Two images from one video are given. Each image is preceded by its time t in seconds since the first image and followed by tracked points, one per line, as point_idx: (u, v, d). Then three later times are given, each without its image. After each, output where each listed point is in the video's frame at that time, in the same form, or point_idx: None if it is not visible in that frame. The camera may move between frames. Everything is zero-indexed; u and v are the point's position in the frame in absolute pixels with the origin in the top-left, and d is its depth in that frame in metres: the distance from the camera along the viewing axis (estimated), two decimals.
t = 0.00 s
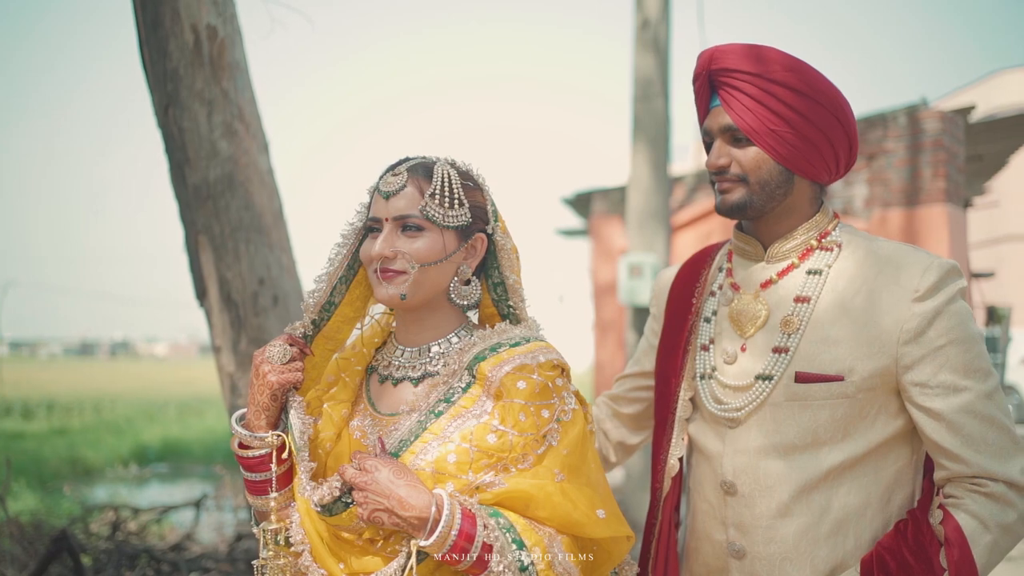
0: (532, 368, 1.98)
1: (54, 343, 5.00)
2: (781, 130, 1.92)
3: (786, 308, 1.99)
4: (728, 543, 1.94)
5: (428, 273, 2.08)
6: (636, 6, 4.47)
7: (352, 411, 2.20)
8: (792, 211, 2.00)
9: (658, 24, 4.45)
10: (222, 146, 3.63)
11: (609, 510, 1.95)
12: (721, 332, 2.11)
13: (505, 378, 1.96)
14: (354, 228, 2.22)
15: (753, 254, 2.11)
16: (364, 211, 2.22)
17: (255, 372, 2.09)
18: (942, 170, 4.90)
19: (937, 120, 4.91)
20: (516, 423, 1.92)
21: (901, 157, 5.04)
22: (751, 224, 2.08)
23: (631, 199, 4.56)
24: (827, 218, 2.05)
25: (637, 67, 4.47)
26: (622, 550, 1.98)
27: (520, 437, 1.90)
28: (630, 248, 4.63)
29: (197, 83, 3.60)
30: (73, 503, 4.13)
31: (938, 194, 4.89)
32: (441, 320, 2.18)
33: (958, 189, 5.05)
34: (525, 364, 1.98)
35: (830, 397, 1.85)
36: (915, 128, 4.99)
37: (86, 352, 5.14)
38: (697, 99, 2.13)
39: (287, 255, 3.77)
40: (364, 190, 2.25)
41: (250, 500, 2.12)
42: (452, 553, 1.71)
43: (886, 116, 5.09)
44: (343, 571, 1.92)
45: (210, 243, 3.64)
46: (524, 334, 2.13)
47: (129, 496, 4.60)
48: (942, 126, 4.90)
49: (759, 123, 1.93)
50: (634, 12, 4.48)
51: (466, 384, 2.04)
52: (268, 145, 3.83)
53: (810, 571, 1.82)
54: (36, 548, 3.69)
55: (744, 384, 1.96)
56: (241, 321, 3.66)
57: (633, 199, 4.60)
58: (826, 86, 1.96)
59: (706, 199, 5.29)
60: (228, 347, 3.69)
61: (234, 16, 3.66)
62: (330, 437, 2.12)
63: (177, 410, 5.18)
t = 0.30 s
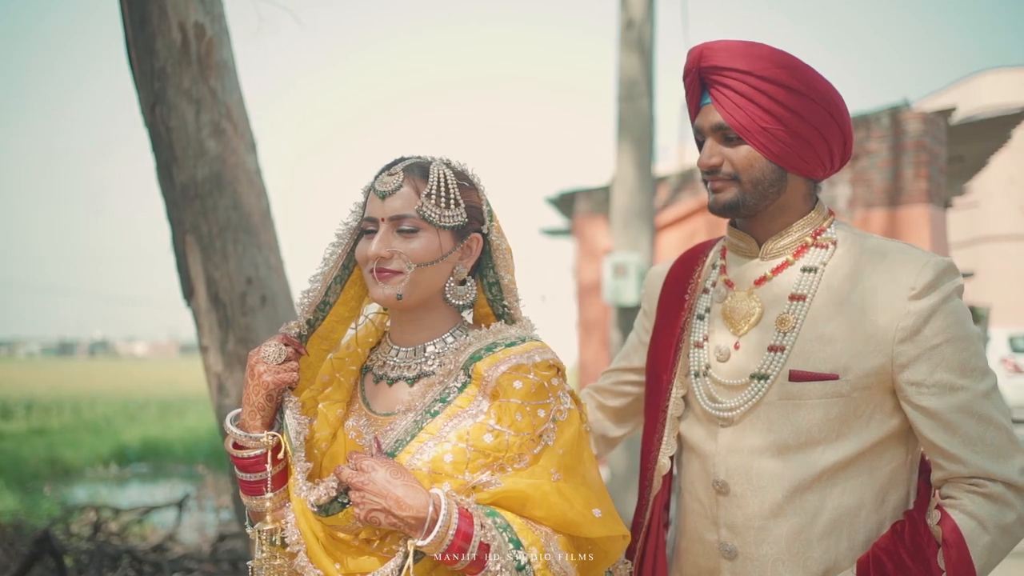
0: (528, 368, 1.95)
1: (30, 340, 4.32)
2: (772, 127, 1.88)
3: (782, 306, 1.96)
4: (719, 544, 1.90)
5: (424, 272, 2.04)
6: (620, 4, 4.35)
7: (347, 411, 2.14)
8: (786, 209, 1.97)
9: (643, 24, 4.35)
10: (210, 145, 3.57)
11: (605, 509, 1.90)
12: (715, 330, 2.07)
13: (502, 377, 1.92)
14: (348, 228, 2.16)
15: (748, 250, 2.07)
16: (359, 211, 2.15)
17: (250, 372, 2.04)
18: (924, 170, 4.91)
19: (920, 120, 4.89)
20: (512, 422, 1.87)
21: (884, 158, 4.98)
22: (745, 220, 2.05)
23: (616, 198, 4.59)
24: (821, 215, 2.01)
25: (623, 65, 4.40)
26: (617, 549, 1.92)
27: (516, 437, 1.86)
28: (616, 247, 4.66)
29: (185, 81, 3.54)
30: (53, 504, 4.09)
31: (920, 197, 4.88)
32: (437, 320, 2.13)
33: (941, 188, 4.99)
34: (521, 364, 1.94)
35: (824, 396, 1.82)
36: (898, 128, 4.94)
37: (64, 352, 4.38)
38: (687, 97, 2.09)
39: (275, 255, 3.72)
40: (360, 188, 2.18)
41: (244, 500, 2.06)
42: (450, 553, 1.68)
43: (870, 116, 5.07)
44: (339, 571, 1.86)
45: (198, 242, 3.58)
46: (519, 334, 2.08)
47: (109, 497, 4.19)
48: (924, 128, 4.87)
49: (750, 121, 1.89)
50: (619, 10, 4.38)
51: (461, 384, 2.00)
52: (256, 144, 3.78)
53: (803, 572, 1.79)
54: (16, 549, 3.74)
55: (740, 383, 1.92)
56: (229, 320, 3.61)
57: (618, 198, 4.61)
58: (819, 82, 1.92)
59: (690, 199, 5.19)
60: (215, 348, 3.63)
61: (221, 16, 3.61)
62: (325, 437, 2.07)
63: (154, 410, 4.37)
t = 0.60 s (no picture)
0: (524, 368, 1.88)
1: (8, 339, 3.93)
2: (765, 126, 1.82)
3: (778, 305, 1.90)
4: (713, 546, 1.84)
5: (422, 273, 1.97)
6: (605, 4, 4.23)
7: (342, 411, 2.05)
8: (783, 206, 1.91)
9: (628, 25, 4.22)
10: (197, 143, 3.51)
11: (602, 508, 1.84)
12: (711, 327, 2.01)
13: (499, 377, 1.85)
14: (343, 227, 2.06)
15: (744, 249, 2.01)
16: (354, 210, 2.05)
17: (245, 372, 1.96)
18: (906, 171, 4.35)
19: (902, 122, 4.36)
20: (510, 422, 1.81)
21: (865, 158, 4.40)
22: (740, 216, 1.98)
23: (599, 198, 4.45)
24: (819, 212, 1.95)
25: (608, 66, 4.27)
26: (613, 550, 1.87)
27: (513, 436, 1.79)
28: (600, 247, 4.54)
29: (172, 78, 3.48)
30: (33, 505, 3.83)
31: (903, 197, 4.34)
32: (432, 320, 2.04)
33: (921, 190, 4.47)
34: (517, 363, 1.88)
35: (820, 396, 1.76)
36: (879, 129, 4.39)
37: (43, 351, 3.96)
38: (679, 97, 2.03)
39: (263, 254, 3.65)
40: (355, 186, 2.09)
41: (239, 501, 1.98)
42: (448, 554, 1.62)
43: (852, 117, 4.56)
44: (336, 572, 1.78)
45: (185, 241, 3.51)
46: (516, 334, 2.01)
47: (89, 497, 3.86)
48: (907, 128, 4.35)
49: (742, 120, 1.83)
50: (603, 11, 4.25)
51: (458, 383, 1.92)
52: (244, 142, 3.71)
53: None
54: None
55: (738, 383, 1.86)
56: (216, 319, 3.54)
57: (602, 198, 4.49)
58: (811, 78, 1.85)
59: (676, 198, 4.66)
60: (202, 348, 3.56)
61: (209, 13, 3.55)
62: (321, 437, 1.97)
63: (134, 410, 3.95)
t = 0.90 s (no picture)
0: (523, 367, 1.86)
1: None
2: (758, 123, 1.81)
3: (777, 306, 1.88)
4: (708, 547, 1.83)
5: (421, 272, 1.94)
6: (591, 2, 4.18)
7: (340, 411, 2.00)
8: (780, 204, 1.90)
9: (614, 23, 4.21)
10: (185, 142, 3.47)
11: (601, 506, 1.83)
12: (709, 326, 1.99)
13: (498, 376, 1.83)
14: (340, 226, 2.04)
15: (740, 246, 1.99)
16: (352, 209, 2.03)
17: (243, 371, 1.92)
18: (889, 172, 4.33)
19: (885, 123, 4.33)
20: (509, 421, 1.79)
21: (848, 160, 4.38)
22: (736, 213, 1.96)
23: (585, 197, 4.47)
24: (816, 212, 1.94)
25: (593, 64, 4.23)
26: (612, 549, 1.86)
27: (513, 436, 1.77)
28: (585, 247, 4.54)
29: (160, 75, 3.44)
30: (13, 505, 3.64)
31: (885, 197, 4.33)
32: (431, 320, 2.01)
33: (905, 191, 4.43)
34: (517, 363, 1.86)
35: (817, 398, 1.75)
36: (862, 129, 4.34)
37: (21, 349, 3.72)
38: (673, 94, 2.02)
39: (252, 253, 3.61)
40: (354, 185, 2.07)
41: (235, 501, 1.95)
42: (448, 553, 1.60)
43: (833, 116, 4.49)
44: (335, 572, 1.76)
45: (173, 240, 3.47)
46: (513, 333, 1.98)
47: (70, 497, 3.67)
48: (890, 129, 4.32)
49: (734, 118, 1.82)
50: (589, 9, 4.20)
51: (456, 382, 1.89)
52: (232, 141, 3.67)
53: None
54: None
55: (738, 384, 1.84)
56: (203, 318, 3.50)
57: (587, 197, 4.48)
58: (802, 71, 1.83)
59: (660, 198, 4.62)
60: (191, 348, 3.52)
61: (197, 10, 3.51)
62: (319, 437, 1.94)
63: (116, 409, 3.70)
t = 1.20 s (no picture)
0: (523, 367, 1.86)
1: None
2: (753, 121, 1.81)
3: (776, 307, 1.88)
4: (702, 548, 1.83)
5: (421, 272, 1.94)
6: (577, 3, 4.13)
7: (338, 411, 2.00)
8: (777, 203, 1.90)
9: (600, 25, 4.13)
10: (174, 141, 3.45)
11: (601, 505, 1.84)
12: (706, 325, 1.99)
13: (498, 376, 1.83)
14: (337, 226, 2.03)
15: (739, 245, 1.99)
16: (349, 208, 2.02)
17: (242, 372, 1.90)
18: (872, 173, 4.50)
19: (868, 124, 4.50)
20: (510, 421, 1.78)
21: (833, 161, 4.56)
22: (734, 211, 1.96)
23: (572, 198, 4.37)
24: (815, 211, 1.94)
25: (580, 65, 4.15)
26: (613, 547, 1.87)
27: (514, 435, 1.77)
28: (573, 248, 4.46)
29: (149, 74, 3.42)
30: None
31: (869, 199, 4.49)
32: (430, 319, 2.00)
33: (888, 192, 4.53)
34: (517, 363, 1.85)
35: (814, 400, 1.76)
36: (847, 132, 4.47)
37: None
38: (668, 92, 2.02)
39: (242, 252, 3.59)
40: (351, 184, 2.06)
41: (233, 501, 1.92)
42: (450, 553, 1.60)
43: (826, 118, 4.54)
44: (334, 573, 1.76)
45: (162, 240, 3.44)
46: (512, 333, 1.97)
47: (52, 498, 3.69)
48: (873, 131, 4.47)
49: (729, 117, 1.82)
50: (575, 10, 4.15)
51: (456, 382, 1.88)
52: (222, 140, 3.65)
53: None
54: None
55: (736, 385, 1.84)
56: (193, 318, 3.47)
57: (574, 197, 4.39)
58: (797, 68, 1.83)
59: (645, 198, 4.83)
60: (180, 349, 3.49)
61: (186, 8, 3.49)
62: (318, 437, 1.94)
63: (95, 409, 3.72)
